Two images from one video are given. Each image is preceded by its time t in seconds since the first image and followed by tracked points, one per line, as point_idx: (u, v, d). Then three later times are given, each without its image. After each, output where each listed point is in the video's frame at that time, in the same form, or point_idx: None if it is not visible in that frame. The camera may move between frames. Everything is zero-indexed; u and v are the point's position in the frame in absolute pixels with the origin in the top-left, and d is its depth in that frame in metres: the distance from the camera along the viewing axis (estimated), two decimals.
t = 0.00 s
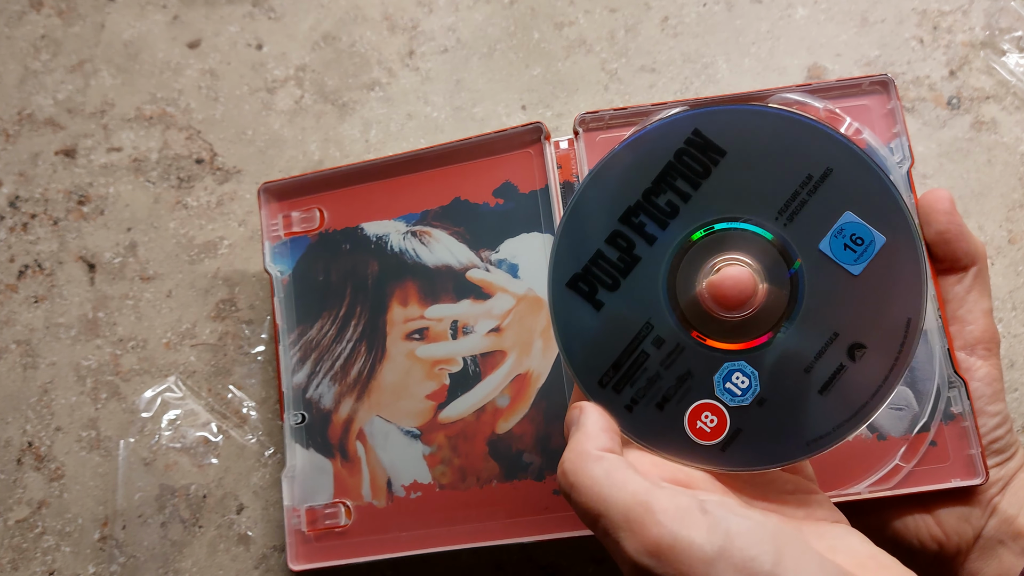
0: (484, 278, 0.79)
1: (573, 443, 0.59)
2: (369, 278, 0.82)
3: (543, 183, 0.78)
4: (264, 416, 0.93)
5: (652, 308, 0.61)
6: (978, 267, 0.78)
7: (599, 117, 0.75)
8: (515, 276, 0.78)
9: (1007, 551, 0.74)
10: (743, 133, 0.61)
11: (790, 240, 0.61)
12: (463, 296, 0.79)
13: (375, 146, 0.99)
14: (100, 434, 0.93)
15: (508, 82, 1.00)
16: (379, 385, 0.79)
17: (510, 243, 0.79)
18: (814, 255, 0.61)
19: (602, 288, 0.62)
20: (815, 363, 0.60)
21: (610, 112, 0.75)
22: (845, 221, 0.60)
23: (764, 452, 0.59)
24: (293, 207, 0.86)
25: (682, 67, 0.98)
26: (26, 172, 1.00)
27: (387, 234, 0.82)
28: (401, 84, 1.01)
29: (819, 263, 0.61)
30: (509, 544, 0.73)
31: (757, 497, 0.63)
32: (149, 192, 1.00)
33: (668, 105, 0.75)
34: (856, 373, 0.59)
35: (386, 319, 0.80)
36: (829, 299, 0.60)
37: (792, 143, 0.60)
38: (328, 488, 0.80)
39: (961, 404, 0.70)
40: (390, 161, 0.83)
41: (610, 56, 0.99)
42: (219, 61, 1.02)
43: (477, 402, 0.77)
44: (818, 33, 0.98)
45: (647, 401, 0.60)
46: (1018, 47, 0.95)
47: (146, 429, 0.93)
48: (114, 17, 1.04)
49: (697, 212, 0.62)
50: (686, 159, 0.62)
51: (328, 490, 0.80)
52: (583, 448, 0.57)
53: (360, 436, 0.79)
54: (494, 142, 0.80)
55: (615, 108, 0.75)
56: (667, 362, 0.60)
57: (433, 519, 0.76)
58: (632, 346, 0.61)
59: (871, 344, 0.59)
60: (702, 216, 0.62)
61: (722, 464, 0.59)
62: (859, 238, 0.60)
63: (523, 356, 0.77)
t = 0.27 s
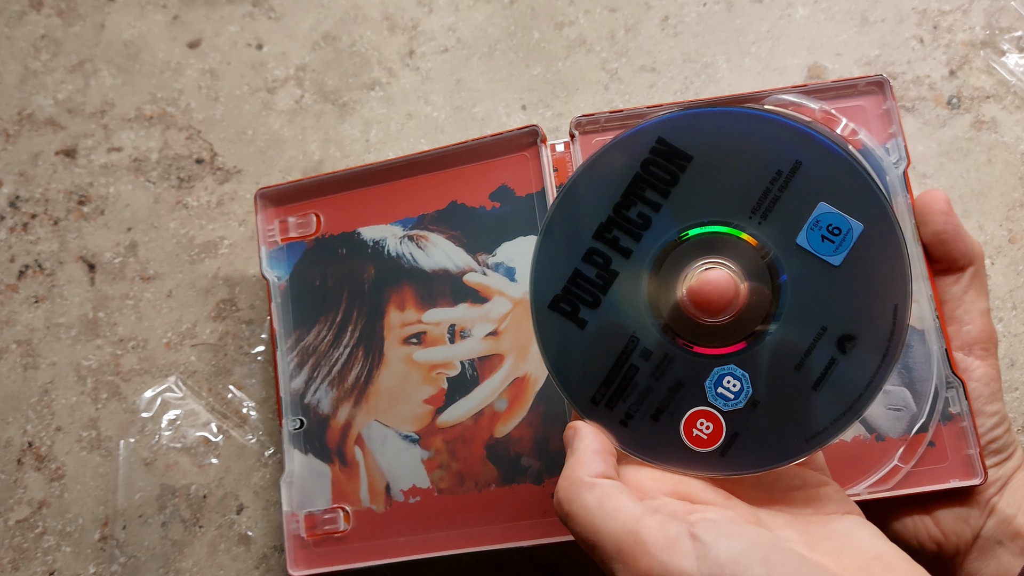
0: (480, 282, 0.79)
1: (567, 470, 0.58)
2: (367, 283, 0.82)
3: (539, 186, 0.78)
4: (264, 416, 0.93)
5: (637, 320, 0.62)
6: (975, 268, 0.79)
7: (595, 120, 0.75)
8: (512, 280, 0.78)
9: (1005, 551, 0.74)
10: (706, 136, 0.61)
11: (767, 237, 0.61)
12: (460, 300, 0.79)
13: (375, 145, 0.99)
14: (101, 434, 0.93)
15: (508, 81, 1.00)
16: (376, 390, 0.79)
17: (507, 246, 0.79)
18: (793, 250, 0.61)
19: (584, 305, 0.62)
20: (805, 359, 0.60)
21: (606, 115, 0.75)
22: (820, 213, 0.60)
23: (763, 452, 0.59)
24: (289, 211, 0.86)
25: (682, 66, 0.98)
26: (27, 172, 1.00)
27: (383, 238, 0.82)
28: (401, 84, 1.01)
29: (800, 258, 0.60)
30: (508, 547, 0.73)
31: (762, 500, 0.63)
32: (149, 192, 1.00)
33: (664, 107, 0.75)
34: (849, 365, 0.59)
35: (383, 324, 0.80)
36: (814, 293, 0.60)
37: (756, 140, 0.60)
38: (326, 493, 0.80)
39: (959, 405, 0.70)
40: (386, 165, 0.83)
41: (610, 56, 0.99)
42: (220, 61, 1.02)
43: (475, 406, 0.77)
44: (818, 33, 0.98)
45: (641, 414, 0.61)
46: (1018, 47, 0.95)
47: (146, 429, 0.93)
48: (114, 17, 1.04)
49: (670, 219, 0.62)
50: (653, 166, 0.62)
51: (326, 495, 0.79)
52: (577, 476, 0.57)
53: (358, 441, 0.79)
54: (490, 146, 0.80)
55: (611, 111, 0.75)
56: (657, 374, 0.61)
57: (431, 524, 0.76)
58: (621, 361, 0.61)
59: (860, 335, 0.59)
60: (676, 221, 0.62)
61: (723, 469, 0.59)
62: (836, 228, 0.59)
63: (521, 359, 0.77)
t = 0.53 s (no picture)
0: (477, 284, 0.79)
1: (571, 481, 0.59)
2: (363, 286, 0.82)
3: (536, 189, 0.78)
4: (263, 416, 0.93)
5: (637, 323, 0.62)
6: (972, 268, 0.78)
7: (592, 121, 0.76)
8: (509, 282, 0.78)
9: (1005, 551, 0.74)
10: (699, 135, 0.61)
11: (765, 235, 0.61)
12: (458, 302, 0.79)
13: (375, 145, 0.99)
14: (101, 434, 0.93)
15: (508, 81, 1.00)
16: (373, 393, 0.79)
17: (504, 248, 0.79)
18: (793, 247, 0.61)
19: (583, 311, 0.62)
20: (808, 358, 0.60)
21: (602, 116, 0.75)
22: (819, 207, 0.60)
23: (770, 453, 0.58)
24: (285, 214, 0.86)
25: (682, 66, 0.98)
26: (26, 172, 1.00)
27: (380, 240, 0.82)
28: (401, 84, 1.01)
29: (800, 255, 0.60)
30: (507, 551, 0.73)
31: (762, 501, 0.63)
32: (149, 192, 0.99)
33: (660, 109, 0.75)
34: (853, 362, 0.59)
35: (380, 327, 0.80)
36: (814, 290, 0.60)
37: (752, 136, 0.60)
38: (323, 497, 0.79)
39: (958, 405, 0.70)
40: (382, 167, 0.83)
41: (611, 56, 0.99)
42: (219, 61, 1.02)
43: (473, 409, 0.77)
44: (818, 33, 0.98)
45: (644, 419, 0.60)
46: (1018, 47, 0.95)
47: (146, 429, 0.93)
48: (114, 17, 1.04)
49: (668, 219, 0.62)
50: (646, 168, 0.62)
51: (323, 500, 0.79)
52: (581, 486, 0.57)
53: (355, 445, 0.79)
54: (486, 148, 0.80)
55: (607, 112, 0.76)
56: (659, 378, 0.61)
57: (430, 528, 0.75)
58: (621, 365, 0.61)
59: (864, 331, 0.58)
60: (672, 222, 0.62)
61: (730, 471, 0.59)
62: (836, 223, 0.59)
63: (519, 361, 0.76)
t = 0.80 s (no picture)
0: (477, 285, 0.79)
1: (575, 490, 0.60)
2: (363, 287, 0.82)
3: (535, 190, 0.78)
4: (264, 416, 0.93)
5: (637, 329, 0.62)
6: (971, 268, 0.79)
7: (591, 121, 0.76)
8: (509, 283, 0.78)
9: (1004, 551, 0.74)
10: (701, 138, 0.61)
11: (768, 239, 0.61)
12: (458, 303, 0.79)
13: (375, 145, 0.99)
14: (101, 434, 0.93)
15: (508, 81, 1.00)
16: (374, 395, 0.79)
17: (503, 249, 0.79)
18: (796, 252, 0.61)
19: (584, 318, 0.62)
20: (813, 363, 0.60)
21: (602, 117, 0.75)
22: (823, 212, 0.60)
23: (774, 458, 0.58)
24: (284, 215, 0.86)
25: (682, 66, 0.98)
26: (27, 172, 1.00)
27: (379, 241, 0.82)
28: (401, 84, 1.01)
29: (803, 259, 0.60)
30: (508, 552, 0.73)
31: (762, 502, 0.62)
32: (149, 192, 1.00)
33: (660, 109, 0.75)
34: (858, 367, 0.59)
35: (381, 328, 0.80)
36: (816, 295, 0.60)
37: (755, 140, 0.60)
38: (324, 498, 0.79)
39: (958, 405, 0.70)
40: (381, 169, 0.83)
41: (611, 56, 0.99)
42: (220, 61, 1.02)
43: (473, 410, 0.77)
44: (818, 33, 0.98)
45: (647, 424, 0.60)
46: (1018, 47, 0.95)
47: (146, 429, 0.93)
48: (114, 17, 1.04)
49: (669, 224, 0.62)
50: (647, 171, 0.61)
51: (324, 501, 0.79)
52: (585, 496, 0.58)
53: (356, 446, 0.79)
54: (486, 148, 0.80)
55: (606, 113, 0.76)
56: (661, 384, 0.61)
57: (430, 530, 0.75)
58: (623, 372, 0.61)
59: (868, 336, 0.59)
60: (674, 226, 0.62)
61: (734, 476, 0.59)
62: (840, 227, 0.59)
63: (519, 363, 0.76)
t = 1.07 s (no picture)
0: (476, 285, 0.79)
1: (581, 495, 0.60)
2: (362, 287, 0.82)
3: (535, 189, 0.78)
4: (264, 416, 0.93)
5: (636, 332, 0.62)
6: (970, 267, 0.79)
7: (590, 121, 0.76)
8: (508, 283, 0.78)
9: (1003, 550, 0.75)
10: (682, 143, 0.61)
11: (755, 237, 0.61)
12: (456, 303, 0.79)
13: (375, 145, 0.99)
14: (101, 434, 0.93)
15: (508, 81, 1.00)
16: (373, 394, 0.79)
17: (502, 249, 0.79)
18: (784, 248, 0.61)
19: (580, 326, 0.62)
20: (808, 357, 0.60)
21: (601, 117, 0.75)
22: (807, 205, 0.59)
23: (777, 455, 0.58)
24: (283, 216, 0.86)
25: (682, 66, 0.98)
26: (27, 172, 1.00)
27: (379, 241, 0.82)
28: (401, 84, 1.01)
29: (791, 255, 0.60)
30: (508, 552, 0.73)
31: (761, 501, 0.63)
32: (149, 192, 1.00)
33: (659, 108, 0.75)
34: (853, 359, 0.59)
35: (379, 328, 0.81)
36: (806, 290, 0.60)
37: (734, 139, 0.60)
38: (322, 499, 0.80)
39: (957, 404, 0.70)
40: (380, 169, 0.83)
41: (611, 55, 0.99)
42: (220, 61, 1.02)
43: (472, 410, 0.77)
44: (818, 32, 0.98)
45: (649, 428, 0.61)
46: (1018, 46, 0.95)
47: (146, 429, 0.93)
48: (114, 17, 1.04)
49: (657, 227, 0.62)
50: (630, 177, 0.62)
51: (323, 501, 0.79)
52: (590, 500, 0.58)
53: (355, 446, 0.79)
54: (485, 148, 0.80)
55: (605, 112, 0.76)
56: (660, 388, 0.61)
57: (429, 529, 0.75)
58: (623, 377, 0.62)
59: (862, 327, 0.59)
60: (662, 229, 0.62)
61: (738, 475, 0.59)
62: (824, 220, 0.59)
63: (518, 362, 0.77)
